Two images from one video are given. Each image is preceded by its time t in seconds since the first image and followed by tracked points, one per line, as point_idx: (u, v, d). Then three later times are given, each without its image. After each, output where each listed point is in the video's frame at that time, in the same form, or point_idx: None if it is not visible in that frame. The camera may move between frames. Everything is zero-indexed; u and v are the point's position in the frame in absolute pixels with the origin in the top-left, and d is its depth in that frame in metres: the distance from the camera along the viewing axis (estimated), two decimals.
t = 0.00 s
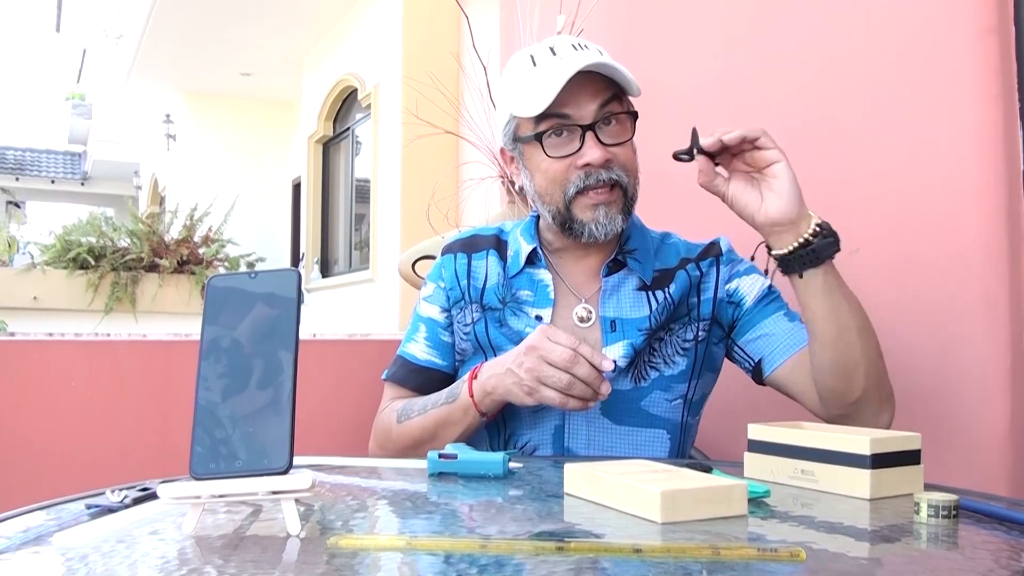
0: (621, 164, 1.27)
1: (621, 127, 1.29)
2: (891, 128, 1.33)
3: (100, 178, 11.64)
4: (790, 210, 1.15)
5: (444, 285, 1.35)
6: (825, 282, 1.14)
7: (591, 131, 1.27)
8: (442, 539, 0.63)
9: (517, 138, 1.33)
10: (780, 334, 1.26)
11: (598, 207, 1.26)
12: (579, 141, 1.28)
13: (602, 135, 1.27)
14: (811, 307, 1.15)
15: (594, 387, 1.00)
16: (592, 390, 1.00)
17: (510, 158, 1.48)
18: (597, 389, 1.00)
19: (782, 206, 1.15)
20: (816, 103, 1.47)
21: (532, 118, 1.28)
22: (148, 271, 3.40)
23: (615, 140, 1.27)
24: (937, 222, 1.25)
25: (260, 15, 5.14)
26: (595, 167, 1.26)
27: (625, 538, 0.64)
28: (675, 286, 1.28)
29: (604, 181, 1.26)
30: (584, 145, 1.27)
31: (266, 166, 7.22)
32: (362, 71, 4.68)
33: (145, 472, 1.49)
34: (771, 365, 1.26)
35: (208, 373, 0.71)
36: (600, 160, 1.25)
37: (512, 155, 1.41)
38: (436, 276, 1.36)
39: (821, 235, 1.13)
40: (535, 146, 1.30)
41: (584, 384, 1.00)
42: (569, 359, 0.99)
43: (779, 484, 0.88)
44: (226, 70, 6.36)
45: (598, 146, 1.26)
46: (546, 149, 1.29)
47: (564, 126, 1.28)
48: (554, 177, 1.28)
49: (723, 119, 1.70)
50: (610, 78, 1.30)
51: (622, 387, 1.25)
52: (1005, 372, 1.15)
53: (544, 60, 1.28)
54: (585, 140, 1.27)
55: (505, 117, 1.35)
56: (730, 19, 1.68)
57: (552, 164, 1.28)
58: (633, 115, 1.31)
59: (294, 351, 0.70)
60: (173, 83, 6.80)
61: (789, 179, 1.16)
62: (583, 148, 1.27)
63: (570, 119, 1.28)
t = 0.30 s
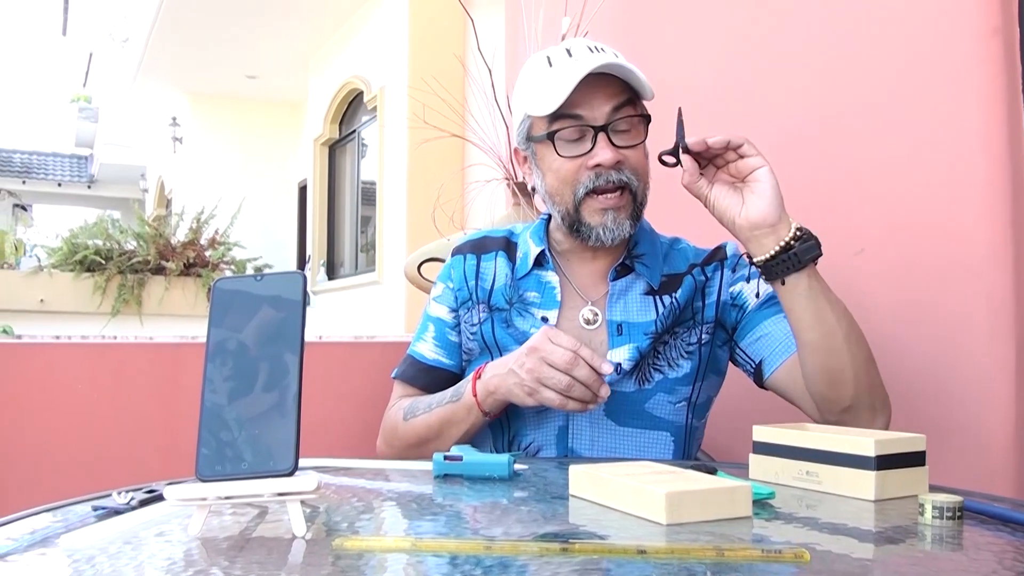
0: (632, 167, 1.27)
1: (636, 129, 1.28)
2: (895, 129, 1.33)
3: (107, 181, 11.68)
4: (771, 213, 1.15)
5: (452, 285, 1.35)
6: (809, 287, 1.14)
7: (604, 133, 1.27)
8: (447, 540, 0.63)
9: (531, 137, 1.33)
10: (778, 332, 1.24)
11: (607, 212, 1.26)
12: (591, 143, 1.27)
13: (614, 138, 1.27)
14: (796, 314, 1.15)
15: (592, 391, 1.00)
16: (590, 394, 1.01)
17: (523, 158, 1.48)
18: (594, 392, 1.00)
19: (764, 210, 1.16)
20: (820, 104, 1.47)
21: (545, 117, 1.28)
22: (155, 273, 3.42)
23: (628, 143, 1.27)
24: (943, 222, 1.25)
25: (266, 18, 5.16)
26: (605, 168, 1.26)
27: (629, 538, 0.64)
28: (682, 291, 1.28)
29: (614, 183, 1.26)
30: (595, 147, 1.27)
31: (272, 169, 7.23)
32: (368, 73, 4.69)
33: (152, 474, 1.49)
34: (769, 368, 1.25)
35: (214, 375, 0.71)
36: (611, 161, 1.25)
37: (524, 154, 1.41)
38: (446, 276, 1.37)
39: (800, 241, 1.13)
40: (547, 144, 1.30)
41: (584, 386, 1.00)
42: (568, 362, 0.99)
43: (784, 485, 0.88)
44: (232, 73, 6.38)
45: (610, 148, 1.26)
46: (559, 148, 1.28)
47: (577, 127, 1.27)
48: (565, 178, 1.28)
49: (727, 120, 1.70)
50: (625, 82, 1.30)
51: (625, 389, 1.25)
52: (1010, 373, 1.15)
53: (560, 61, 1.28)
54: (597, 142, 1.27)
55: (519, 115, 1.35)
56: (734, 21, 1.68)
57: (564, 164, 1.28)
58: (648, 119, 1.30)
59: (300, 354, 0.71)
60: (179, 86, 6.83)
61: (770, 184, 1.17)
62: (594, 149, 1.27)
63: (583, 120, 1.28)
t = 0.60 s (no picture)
0: (624, 172, 1.28)
1: (631, 136, 1.29)
2: (899, 129, 1.32)
3: (111, 184, 11.70)
4: (904, 341, 1.00)
5: (442, 294, 1.36)
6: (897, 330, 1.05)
7: (599, 136, 1.27)
8: (452, 540, 0.63)
9: (526, 133, 1.33)
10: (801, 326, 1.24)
11: (595, 208, 1.27)
12: (585, 145, 1.28)
13: (609, 142, 1.28)
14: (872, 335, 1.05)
15: (568, 397, 1.00)
16: (565, 400, 1.01)
17: (515, 154, 1.49)
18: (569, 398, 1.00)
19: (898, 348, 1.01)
20: (824, 105, 1.47)
21: (545, 113, 1.28)
22: (158, 276, 3.43)
23: (621, 148, 1.28)
24: (947, 222, 1.25)
25: (269, 20, 5.16)
26: (597, 171, 1.27)
27: (634, 539, 0.64)
28: (675, 288, 1.28)
29: (604, 186, 1.27)
30: (589, 149, 1.27)
31: (275, 171, 7.23)
32: (371, 75, 4.70)
33: (157, 475, 1.50)
34: (797, 353, 1.25)
35: (219, 377, 0.71)
36: (604, 165, 1.26)
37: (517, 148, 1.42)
38: (437, 285, 1.37)
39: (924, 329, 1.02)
40: (543, 141, 1.30)
41: (565, 393, 1.00)
42: (545, 370, 1.00)
43: (789, 485, 0.88)
44: (236, 75, 6.39)
45: (604, 151, 1.27)
46: (553, 147, 1.29)
47: (574, 128, 1.28)
48: (556, 176, 1.29)
49: (731, 121, 1.69)
50: (627, 90, 1.30)
51: (621, 387, 1.24)
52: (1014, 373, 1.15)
53: (563, 60, 1.27)
54: (592, 144, 1.28)
55: (516, 109, 1.34)
56: (738, 21, 1.68)
57: (557, 162, 1.29)
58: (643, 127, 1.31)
59: (305, 355, 0.71)
60: (183, 88, 6.84)
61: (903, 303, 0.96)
62: (588, 151, 1.27)
63: (580, 122, 1.28)
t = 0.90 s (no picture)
0: (590, 180, 1.27)
1: (600, 143, 1.27)
2: (901, 130, 1.32)
3: (113, 187, 11.71)
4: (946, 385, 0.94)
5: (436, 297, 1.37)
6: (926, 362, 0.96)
7: (563, 143, 1.26)
8: (454, 543, 0.63)
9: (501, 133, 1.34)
10: (801, 314, 1.22)
11: (561, 217, 1.29)
12: (550, 151, 1.27)
13: (574, 148, 1.27)
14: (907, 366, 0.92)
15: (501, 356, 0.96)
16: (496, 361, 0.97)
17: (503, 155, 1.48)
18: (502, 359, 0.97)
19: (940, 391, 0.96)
20: (826, 106, 1.47)
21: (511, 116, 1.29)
22: (160, 277, 3.43)
23: (588, 156, 1.26)
24: (950, 223, 1.25)
25: (271, 22, 5.17)
26: (560, 179, 1.27)
27: (637, 541, 0.64)
28: (665, 290, 1.28)
29: (568, 194, 1.27)
30: (553, 156, 1.26)
31: (276, 172, 7.24)
32: (373, 78, 4.70)
33: (159, 477, 1.49)
34: (797, 346, 1.22)
35: (222, 379, 0.71)
36: (566, 174, 1.26)
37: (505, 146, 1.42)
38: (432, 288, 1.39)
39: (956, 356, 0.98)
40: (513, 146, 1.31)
41: (494, 351, 0.96)
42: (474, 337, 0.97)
43: (792, 487, 0.88)
44: (237, 77, 6.40)
45: (566, 160, 1.26)
46: (519, 154, 1.29)
47: (539, 133, 1.27)
48: (524, 182, 1.30)
49: (733, 122, 1.69)
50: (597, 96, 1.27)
51: (614, 391, 1.23)
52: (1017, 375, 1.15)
53: (532, 62, 1.28)
54: (556, 151, 1.26)
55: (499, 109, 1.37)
56: (740, 22, 1.68)
57: (523, 168, 1.29)
58: (613, 131, 1.28)
59: (307, 357, 0.71)
60: (184, 90, 6.85)
61: (945, 368, 0.92)
62: (552, 158, 1.27)
63: (545, 128, 1.27)
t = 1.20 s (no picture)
0: (541, 189, 1.30)
1: (551, 152, 1.30)
2: (904, 133, 1.32)
3: (114, 188, 11.71)
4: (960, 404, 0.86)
5: (432, 290, 1.36)
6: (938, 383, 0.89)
7: (514, 151, 1.31)
8: (458, 550, 0.63)
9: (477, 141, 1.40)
10: (801, 314, 1.22)
11: (515, 224, 1.31)
12: (503, 159, 1.32)
13: (524, 158, 1.31)
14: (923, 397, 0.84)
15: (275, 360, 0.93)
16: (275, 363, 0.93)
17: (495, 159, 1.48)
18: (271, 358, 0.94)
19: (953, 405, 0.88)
20: (828, 109, 1.47)
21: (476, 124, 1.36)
22: (162, 279, 3.44)
23: (538, 164, 1.30)
24: (953, 226, 1.24)
25: (273, 24, 5.17)
26: (510, 187, 1.31)
27: (643, 548, 0.64)
28: (661, 296, 1.27)
29: (518, 203, 1.30)
30: (504, 164, 1.31)
31: (278, 174, 7.23)
32: (375, 79, 4.70)
33: (162, 480, 1.49)
34: (801, 345, 1.22)
35: (225, 386, 0.71)
36: (511, 182, 1.30)
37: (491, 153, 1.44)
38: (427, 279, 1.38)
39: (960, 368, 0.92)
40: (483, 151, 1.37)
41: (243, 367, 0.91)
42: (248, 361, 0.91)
43: (796, 493, 0.87)
44: (239, 79, 6.41)
45: (513, 167, 1.30)
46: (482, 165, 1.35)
47: (494, 142, 1.33)
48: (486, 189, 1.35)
49: (735, 125, 1.69)
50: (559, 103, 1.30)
51: (614, 397, 1.23)
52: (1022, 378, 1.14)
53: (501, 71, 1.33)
54: (507, 159, 1.31)
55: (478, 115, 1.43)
56: (743, 24, 1.68)
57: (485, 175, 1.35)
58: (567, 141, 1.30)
59: (310, 363, 0.71)
60: (186, 92, 6.85)
61: (955, 401, 0.84)
62: (503, 167, 1.31)
63: (501, 136, 1.32)
